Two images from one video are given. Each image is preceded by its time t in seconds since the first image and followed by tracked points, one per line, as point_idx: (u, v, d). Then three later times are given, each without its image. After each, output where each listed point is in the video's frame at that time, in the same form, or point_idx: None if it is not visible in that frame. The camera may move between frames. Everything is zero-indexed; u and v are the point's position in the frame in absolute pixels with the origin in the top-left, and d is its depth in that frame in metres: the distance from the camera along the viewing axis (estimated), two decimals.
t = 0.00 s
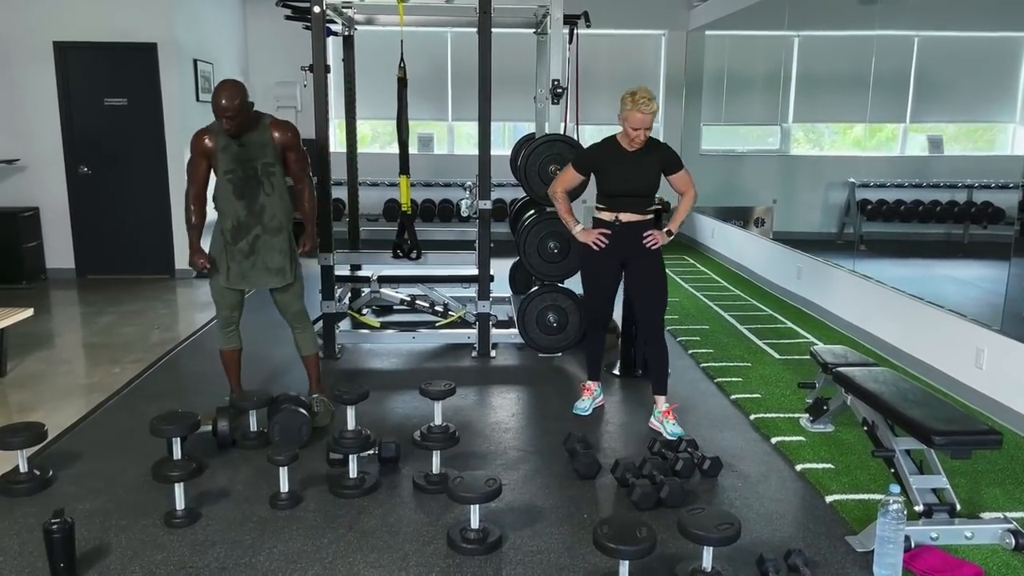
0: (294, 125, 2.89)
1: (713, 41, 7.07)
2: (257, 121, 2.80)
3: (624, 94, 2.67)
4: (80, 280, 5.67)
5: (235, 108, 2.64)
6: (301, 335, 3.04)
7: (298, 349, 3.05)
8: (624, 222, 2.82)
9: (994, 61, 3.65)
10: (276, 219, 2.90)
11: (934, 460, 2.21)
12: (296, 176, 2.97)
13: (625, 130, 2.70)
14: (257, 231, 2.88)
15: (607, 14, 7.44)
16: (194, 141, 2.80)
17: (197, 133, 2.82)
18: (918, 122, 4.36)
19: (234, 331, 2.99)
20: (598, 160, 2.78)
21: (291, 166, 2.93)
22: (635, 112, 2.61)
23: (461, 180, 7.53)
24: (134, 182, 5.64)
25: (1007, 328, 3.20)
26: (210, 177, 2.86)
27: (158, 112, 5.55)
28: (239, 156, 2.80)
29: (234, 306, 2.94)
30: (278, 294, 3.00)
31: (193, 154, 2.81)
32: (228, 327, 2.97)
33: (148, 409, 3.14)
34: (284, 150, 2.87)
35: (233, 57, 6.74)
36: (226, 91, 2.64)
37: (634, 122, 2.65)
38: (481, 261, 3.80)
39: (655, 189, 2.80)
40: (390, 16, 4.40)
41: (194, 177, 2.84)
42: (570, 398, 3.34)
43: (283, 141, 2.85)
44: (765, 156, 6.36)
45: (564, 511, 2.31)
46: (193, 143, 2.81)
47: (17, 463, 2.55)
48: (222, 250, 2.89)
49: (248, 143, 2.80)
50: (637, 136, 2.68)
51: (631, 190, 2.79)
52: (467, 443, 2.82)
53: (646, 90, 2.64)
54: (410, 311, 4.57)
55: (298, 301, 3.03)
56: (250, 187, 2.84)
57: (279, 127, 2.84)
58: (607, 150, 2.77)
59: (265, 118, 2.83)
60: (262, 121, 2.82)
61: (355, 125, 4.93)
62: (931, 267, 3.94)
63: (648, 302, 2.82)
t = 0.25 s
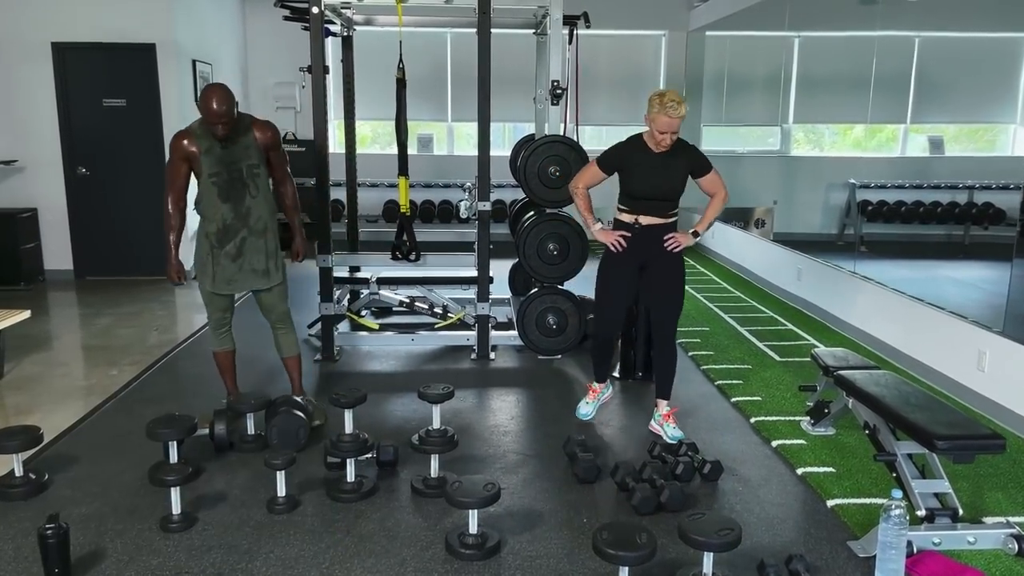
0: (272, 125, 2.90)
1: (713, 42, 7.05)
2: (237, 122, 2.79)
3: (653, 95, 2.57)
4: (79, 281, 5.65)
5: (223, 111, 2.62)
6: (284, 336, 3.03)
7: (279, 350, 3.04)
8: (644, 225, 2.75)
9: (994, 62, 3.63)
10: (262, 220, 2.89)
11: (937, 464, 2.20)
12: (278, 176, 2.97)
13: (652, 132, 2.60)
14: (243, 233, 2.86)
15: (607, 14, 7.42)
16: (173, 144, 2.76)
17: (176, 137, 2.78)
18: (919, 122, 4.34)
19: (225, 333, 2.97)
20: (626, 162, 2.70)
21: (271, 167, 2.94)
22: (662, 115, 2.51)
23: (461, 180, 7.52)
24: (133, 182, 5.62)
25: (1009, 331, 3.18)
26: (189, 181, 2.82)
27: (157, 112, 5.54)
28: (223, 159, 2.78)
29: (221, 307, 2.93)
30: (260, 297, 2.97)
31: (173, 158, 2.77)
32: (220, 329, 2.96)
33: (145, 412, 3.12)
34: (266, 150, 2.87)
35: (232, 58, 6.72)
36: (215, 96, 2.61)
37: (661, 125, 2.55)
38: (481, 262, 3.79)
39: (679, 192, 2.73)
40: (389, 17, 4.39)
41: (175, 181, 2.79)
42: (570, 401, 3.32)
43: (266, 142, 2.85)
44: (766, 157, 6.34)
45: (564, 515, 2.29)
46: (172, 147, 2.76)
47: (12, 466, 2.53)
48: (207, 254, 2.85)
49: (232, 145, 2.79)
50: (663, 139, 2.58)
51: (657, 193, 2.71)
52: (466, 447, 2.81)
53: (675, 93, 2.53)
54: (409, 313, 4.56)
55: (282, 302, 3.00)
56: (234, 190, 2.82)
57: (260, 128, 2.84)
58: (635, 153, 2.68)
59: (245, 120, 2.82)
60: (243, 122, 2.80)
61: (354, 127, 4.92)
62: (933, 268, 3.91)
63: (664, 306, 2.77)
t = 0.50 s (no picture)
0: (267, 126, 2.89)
1: (714, 42, 7.03)
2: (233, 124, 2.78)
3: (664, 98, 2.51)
4: (78, 282, 5.64)
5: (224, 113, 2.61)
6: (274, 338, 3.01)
7: (269, 353, 3.01)
8: (654, 229, 2.64)
9: (996, 62, 3.62)
10: (257, 223, 2.88)
11: (941, 468, 2.18)
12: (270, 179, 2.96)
13: (661, 139, 2.54)
14: (238, 235, 2.85)
15: (608, 14, 7.40)
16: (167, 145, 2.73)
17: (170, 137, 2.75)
18: (920, 122, 4.32)
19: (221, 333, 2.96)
20: (636, 166, 2.61)
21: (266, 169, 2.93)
22: (671, 123, 2.46)
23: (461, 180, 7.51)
24: (132, 182, 5.60)
25: (1013, 332, 3.16)
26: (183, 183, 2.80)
27: (157, 112, 5.52)
28: (219, 161, 2.76)
29: (216, 309, 2.91)
30: (253, 299, 2.96)
31: (166, 160, 2.74)
32: (219, 331, 2.96)
33: (144, 414, 3.10)
34: (260, 152, 2.87)
35: (232, 57, 6.71)
36: (217, 96, 2.63)
37: (670, 131, 2.49)
38: (481, 263, 3.77)
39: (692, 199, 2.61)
40: (390, 17, 4.36)
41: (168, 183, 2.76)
42: (571, 402, 3.30)
43: (261, 144, 2.85)
44: (767, 158, 6.32)
45: (565, 519, 2.28)
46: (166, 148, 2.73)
47: (11, 469, 2.51)
48: (201, 256, 2.84)
49: (227, 147, 2.78)
50: (673, 147, 2.52)
51: (671, 198, 2.60)
52: (467, 449, 2.79)
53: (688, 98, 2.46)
54: (409, 314, 4.54)
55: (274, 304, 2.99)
56: (229, 192, 2.80)
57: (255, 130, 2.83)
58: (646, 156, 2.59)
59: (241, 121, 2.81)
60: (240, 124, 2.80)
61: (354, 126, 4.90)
62: (935, 268, 3.92)
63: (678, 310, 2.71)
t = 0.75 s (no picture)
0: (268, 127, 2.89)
1: (716, 42, 7.01)
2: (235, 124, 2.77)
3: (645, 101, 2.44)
4: (78, 283, 5.62)
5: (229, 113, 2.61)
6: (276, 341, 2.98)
7: (270, 355, 2.98)
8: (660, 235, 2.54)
9: (998, 62, 3.60)
10: (257, 223, 2.87)
11: (947, 471, 2.16)
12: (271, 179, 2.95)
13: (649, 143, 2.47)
14: (239, 236, 2.84)
15: (609, 13, 7.38)
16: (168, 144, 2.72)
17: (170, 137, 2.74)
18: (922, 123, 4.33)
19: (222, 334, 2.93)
20: (626, 172, 2.54)
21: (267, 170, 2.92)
22: (653, 126, 2.39)
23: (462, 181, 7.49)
24: (132, 183, 5.59)
25: (1016, 334, 3.14)
26: (183, 183, 2.78)
27: (157, 112, 5.51)
28: (219, 161, 2.75)
29: (216, 311, 2.89)
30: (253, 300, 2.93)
31: (166, 159, 2.72)
32: (219, 333, 2.93)
33: (144, 416, 3.09)
34: (262, 153, 2.87)
35: (232, 57, 6.69)
36: (221, 95, 2.62)
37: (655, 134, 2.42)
38: (483, 264, 3.76)
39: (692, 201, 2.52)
40: (391, 17, 4.35)
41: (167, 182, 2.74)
42: (573, 404, 3.29)
43: (263, 144, 2.84)
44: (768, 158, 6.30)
45: (568, 522, 2.26)
46: (167, 147, 2.72)
47: (10, 472, 2.50)
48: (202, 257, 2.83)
49: (229, 146, 2.77)
50: (661, 150, 2.45)
51: (670, 201, 2.52)
52: (469, 452, 2.78)
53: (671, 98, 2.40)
54: (410, 315, 4.53)
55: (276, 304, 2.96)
56: (230, 192, 2.79)
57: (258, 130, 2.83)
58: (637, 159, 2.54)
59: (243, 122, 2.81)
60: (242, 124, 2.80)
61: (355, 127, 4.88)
62: (936, 269, 3.90)
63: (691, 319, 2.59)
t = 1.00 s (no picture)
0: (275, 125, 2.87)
1: (716, 42, 6.99)
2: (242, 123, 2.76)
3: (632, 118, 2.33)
4: (78, 283, 5.61)
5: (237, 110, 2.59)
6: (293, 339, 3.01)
7: (290, 351, 3.03)
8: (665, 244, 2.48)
9: (999, 62, 3.59)
10: (265, 222, 2.86)
11: (950, 474, 2.15)
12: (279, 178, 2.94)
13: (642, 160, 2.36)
14: (246, 235, 2.82)
15: (610, 13, 7.36)
16: (175, 143, 2.71)
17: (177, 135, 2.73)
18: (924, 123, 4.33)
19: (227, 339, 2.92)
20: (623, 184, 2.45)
21: (275, 169, 2.91)
22: (639, 144, 2.28)
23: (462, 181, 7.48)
24: (131, 183, 5.57)
25: (1018, 334, 3.12)
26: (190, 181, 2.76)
27: (156, 112, 5.49)
28: (227, 159, 2.74)
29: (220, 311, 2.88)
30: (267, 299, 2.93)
31: (173, 157, 2.71)
32: (220, 334, 2.91)
33: (143, 417, 3.07)
34: (270, 152, 2.85)
35: (232, 57, 6.67)
36: (231, 93, 2.59)
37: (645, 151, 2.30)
38: (483, 265, 3.74)
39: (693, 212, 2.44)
40: (390, 16, 4.33)
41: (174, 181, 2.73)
42: (574, 406, 3.27)
43: (271, 144, 2.83)
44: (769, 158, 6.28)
45: (569, 525, 2.25)
46: (173, 146, 2.71)
47: (6, 474, 2.48)
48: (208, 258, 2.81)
49: (237, 145, 2.75)
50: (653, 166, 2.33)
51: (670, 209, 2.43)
52: (469, 453, 2.76)
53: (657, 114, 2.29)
54: (410, 316, 4.51)
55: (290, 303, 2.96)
56: (238, 191, 2.78)
57: (266, 129, 2.82)
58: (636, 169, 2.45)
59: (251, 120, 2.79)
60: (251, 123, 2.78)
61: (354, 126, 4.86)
62: (937, 269, 3.91)
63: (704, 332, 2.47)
